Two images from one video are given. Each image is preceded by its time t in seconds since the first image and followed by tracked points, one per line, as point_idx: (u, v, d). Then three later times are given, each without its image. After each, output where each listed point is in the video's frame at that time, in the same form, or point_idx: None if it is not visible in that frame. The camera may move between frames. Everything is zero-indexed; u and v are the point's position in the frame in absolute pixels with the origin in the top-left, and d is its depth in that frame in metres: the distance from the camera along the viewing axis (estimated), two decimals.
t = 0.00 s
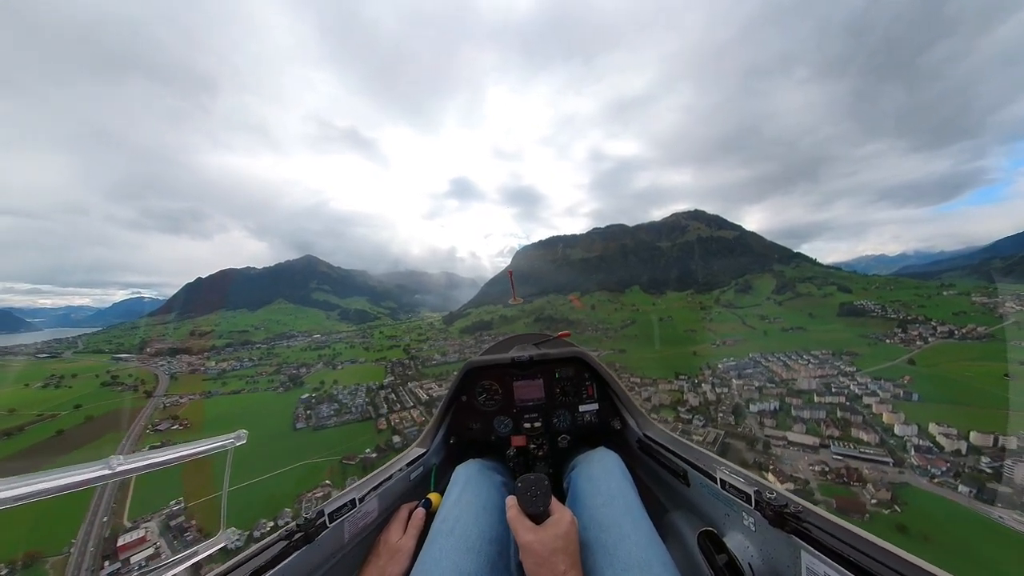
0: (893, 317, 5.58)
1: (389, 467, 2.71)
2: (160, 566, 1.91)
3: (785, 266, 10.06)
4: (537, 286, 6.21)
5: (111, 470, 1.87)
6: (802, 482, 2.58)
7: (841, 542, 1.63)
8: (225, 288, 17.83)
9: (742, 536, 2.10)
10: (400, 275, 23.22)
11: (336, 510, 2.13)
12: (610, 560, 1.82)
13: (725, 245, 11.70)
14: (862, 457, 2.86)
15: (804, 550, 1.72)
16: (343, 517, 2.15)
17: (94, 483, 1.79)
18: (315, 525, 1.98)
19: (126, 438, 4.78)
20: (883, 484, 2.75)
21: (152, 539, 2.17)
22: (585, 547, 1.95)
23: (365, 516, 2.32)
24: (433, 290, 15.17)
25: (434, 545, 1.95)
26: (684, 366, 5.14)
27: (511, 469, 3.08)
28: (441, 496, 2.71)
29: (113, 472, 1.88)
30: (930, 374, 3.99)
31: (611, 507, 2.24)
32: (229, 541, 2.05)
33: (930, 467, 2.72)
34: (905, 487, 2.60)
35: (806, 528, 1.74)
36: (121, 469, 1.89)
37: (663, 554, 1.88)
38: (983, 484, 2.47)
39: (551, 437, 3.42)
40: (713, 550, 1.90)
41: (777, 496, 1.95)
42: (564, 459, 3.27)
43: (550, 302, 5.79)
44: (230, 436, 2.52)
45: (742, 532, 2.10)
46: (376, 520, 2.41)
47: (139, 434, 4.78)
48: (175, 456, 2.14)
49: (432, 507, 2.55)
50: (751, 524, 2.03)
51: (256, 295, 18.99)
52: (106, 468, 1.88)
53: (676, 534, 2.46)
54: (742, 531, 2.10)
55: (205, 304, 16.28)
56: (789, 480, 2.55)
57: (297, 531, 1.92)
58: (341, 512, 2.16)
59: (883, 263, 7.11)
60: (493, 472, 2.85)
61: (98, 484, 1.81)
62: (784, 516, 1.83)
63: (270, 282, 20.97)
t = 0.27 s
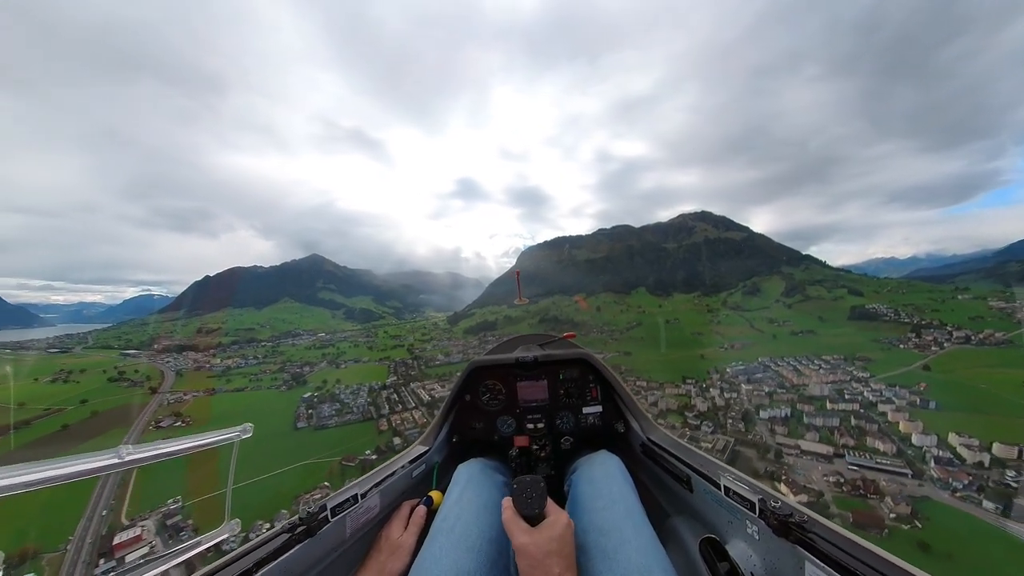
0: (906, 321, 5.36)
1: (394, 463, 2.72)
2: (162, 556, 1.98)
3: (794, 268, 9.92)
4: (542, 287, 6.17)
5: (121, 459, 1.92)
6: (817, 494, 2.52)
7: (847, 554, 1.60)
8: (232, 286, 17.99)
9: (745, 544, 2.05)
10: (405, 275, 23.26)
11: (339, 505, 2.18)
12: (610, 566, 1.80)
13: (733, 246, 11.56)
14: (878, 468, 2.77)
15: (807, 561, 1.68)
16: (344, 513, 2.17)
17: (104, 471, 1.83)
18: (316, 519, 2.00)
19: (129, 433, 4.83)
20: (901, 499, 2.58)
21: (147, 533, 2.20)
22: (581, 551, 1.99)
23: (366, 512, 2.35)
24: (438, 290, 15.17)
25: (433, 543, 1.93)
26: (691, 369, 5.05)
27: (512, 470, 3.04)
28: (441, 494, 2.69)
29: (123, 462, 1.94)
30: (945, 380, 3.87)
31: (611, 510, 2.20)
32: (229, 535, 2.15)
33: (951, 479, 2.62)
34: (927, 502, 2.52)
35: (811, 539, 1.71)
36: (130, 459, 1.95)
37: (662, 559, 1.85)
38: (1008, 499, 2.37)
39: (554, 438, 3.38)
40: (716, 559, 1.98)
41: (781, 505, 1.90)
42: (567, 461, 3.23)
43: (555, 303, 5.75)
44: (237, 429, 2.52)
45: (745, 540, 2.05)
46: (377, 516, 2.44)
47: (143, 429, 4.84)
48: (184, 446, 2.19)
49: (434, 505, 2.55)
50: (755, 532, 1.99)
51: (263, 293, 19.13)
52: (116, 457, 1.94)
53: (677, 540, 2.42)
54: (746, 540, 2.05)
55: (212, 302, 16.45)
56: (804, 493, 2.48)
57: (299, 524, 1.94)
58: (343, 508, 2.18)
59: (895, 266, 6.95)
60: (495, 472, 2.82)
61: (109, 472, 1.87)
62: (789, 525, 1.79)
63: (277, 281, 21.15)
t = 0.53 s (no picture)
0: (921, 326, 5.32)
1: (398, 460, 2.70)
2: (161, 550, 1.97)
3: (804, 270, 9.77)
4: (547, 288, 6.12)
5: (131, 452, 1.86)
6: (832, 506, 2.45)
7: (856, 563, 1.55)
8: (240, 284, 18.17)
9: (750, 550, 1.99)
10: (410, 275, 23.26)
11: (344, 501, 2.14)
12: (611, 567, 1.76)
13: (741, 248, 11.42)
14: (894, 479, 2.69)
15: (814, 569, 1.63)
16: (349, 509, 2.15)
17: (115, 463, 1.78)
18: (322, 514, 1.99)
19: (133, 427, 4.88)
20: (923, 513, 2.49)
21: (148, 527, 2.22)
22: (582, 554, 1.93)
23: (370, 508, 2.32)
24: (443, 290, 15.17)
25: (435, 541, 1.92)
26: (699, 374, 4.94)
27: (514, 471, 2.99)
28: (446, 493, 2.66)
29: (133, 455, 1.87)
30: (964, 388, 3.75)
31: (613, 512, 2.15)
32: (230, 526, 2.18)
33: (975, 495, 2.51)
34: (949, 518, 2.43)
35: (819, 546, 1.65)
36: (141, 452, 1.90)
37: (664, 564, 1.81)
38: None
39: (558, 439, 3.33)
40: (721, 563, 1.93)
41: (788, 510, 1.84)
42: (571, 462, 3.19)
43: (561, 304, 5.70)
44: (245, 424, 2.48)
45: (750, 546, 1.99)
46: (382, 513, 2.42)
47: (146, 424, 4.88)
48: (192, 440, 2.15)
49: (438, 502, 2.50)
50: (761, 538, 1.92)
51: (270, 291, 19.30)
52: (126, 449, 1.87)
53: (681, 544, 2.36)
54: (750, 545, 1.99)
55: (220, 299, 16.63)
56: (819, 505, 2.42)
57: (305, 518, 1.93)
58: (348, 503, 2.16)
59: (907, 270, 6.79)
60: (498, 471, 2.78)
61: (117, 464, 1.82)
62: (796, 531, 1.73)
63: (284, 279, 21.33)
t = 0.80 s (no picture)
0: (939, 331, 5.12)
1: (403, 458, 2.65)
2: (168, 547, 2.00)
3: (815, 273, 9.60)
4: (553, 289, 6.07)
5: (142, 448, 1.86)
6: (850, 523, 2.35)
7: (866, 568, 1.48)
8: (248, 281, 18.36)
9: (757, 552, 1.92)
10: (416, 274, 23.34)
11: (350, 499, 2.10)
12: (615, 568, 1.72)
13: (750, 251, 11.26)
14: (914, 492, 2.58)
15: (822, 572, 1.57)
16: (355, 506, 2.11)
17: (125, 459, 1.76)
18: (329, 511, 1.97)
19: (139, 421, 4.92)
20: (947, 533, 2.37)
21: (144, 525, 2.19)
22: (587, 554, 1.89)
23: (375, 507, 2.27)
24: (449, 290, 15.18)
25: (439, 539, 1.88)
26: (707, 379, 4.85)
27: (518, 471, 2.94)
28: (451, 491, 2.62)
29: (144, 450, 1.87)
30: (986, 398, 3.61)
31: (620, 513, 2.10)
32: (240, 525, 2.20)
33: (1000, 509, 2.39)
34: (976, 536, 2.31)
35: (826, 549, 1.58)
36: (151, 448, 1.89)
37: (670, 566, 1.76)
38: None
39: (563, 439, 3.27)
40: (726, 565, 1.99)
41: (795, 512, 1.79)
42: (577, 462, 3.14)
43: (566, 305, 5.65)
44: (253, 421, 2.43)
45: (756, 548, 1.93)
46: (386, 510, 2.38)
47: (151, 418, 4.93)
48: (204, 437, 2.10)
49: (442, 503, 2.47)
50: (768, 540, 1.86)
51: (278, 289, 19.47)
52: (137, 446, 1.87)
53: (687, 545, 2.30)
54: (757, 548, 1.93)
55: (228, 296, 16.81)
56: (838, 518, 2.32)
57: (312, 515, 1.90)
58: (354, 501, 2.11)
59: (923, 274, 6.63)
60: (502, 471, 2.74)
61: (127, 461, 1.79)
62: (803, 534, 1.66)
63: (291, 277, 21.52)
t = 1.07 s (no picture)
0: (957, 339, 4.98)
1: (408, 458, 2.60)
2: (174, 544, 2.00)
3: (827, 277, 9.41)
4: (559, 290, 6.02)
5: (151, 447, 1.84)
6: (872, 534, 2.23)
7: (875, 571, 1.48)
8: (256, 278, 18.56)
9: (764, 553, 1.92)
10: (422, 273, 23.39)
11: (357, 498, 2.07)
12: (620, 567, 1.68)
13: (760, 253, 11.08)
14: (933, 511, 2.50)
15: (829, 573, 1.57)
16: (361, 506, 2.07)
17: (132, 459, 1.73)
18: (335, 510, 1.94)
19: (143, 415, 4.98)
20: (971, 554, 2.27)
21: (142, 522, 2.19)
22: (592, 554, 1.85)
23: (380, 506, 2.23)
24: (454, 289, 15.18)
25: (444, 539, 1.85)
26: (714, 384, 4.75)
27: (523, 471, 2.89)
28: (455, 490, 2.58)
29: (153, 450, 1.85)
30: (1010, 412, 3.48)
31: (627, 512, 2.05)
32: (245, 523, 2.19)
33: None
34: (1003, 558, 2.23)
35: (834, 550, 1.59)
36: (161, 447, 1.86)
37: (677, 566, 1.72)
38: None
39: (568, 438, 3.23)
40: (732, 566, 1.93)
41: (803, 514, 1.78)
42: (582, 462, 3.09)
43: (572, 306, 5.60)
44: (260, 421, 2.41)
45: (763, 549, 1.93)
46: (392, 509, 2.34)
47: (156, 412, 4.98)
48: (212, 438, 2.08)
49: (447, 501, 2.43)
50: (775, 541, 1.86)
51: (286, 286, 19.66)
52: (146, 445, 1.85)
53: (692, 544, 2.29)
54: (765, 549, 1.92)
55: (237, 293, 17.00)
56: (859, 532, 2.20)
57: (319, 513, 1.88)
58: (359, 500, 2.08)
59: (940, 279, 6.45)
60: (506, 470, 2.70)
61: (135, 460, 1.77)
62: (811, 534, 1.66)
63: (299, 274, 21.71)
